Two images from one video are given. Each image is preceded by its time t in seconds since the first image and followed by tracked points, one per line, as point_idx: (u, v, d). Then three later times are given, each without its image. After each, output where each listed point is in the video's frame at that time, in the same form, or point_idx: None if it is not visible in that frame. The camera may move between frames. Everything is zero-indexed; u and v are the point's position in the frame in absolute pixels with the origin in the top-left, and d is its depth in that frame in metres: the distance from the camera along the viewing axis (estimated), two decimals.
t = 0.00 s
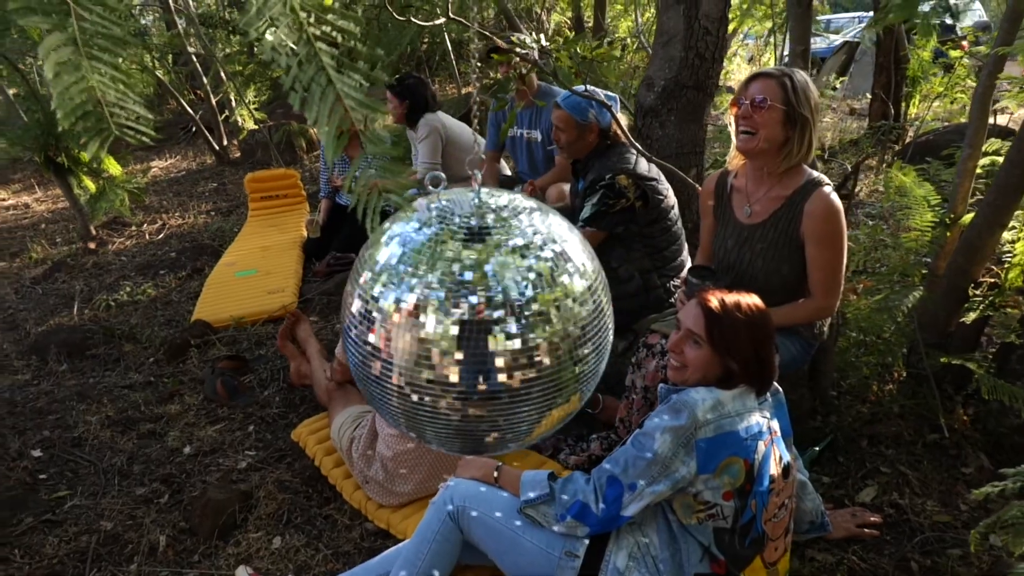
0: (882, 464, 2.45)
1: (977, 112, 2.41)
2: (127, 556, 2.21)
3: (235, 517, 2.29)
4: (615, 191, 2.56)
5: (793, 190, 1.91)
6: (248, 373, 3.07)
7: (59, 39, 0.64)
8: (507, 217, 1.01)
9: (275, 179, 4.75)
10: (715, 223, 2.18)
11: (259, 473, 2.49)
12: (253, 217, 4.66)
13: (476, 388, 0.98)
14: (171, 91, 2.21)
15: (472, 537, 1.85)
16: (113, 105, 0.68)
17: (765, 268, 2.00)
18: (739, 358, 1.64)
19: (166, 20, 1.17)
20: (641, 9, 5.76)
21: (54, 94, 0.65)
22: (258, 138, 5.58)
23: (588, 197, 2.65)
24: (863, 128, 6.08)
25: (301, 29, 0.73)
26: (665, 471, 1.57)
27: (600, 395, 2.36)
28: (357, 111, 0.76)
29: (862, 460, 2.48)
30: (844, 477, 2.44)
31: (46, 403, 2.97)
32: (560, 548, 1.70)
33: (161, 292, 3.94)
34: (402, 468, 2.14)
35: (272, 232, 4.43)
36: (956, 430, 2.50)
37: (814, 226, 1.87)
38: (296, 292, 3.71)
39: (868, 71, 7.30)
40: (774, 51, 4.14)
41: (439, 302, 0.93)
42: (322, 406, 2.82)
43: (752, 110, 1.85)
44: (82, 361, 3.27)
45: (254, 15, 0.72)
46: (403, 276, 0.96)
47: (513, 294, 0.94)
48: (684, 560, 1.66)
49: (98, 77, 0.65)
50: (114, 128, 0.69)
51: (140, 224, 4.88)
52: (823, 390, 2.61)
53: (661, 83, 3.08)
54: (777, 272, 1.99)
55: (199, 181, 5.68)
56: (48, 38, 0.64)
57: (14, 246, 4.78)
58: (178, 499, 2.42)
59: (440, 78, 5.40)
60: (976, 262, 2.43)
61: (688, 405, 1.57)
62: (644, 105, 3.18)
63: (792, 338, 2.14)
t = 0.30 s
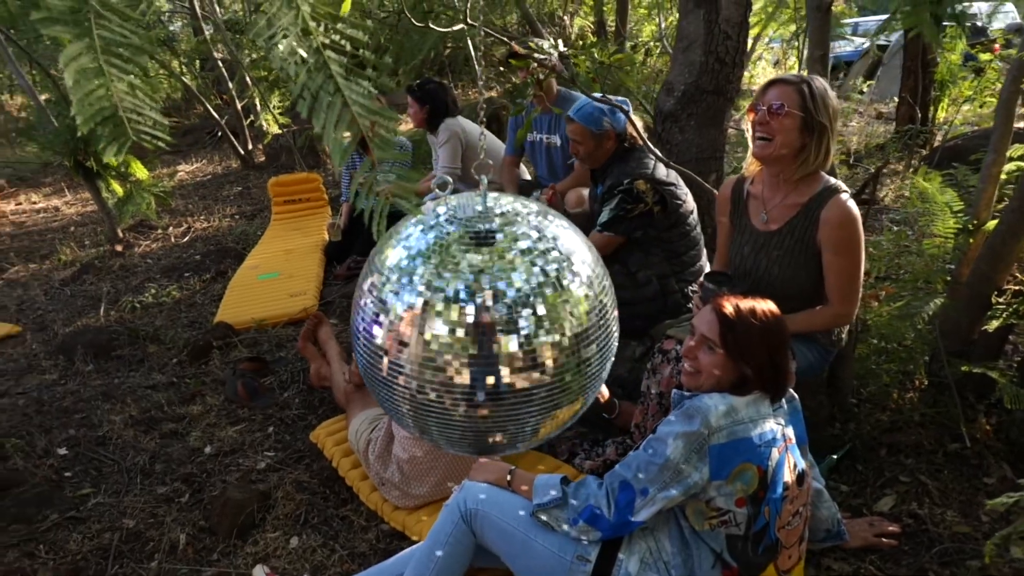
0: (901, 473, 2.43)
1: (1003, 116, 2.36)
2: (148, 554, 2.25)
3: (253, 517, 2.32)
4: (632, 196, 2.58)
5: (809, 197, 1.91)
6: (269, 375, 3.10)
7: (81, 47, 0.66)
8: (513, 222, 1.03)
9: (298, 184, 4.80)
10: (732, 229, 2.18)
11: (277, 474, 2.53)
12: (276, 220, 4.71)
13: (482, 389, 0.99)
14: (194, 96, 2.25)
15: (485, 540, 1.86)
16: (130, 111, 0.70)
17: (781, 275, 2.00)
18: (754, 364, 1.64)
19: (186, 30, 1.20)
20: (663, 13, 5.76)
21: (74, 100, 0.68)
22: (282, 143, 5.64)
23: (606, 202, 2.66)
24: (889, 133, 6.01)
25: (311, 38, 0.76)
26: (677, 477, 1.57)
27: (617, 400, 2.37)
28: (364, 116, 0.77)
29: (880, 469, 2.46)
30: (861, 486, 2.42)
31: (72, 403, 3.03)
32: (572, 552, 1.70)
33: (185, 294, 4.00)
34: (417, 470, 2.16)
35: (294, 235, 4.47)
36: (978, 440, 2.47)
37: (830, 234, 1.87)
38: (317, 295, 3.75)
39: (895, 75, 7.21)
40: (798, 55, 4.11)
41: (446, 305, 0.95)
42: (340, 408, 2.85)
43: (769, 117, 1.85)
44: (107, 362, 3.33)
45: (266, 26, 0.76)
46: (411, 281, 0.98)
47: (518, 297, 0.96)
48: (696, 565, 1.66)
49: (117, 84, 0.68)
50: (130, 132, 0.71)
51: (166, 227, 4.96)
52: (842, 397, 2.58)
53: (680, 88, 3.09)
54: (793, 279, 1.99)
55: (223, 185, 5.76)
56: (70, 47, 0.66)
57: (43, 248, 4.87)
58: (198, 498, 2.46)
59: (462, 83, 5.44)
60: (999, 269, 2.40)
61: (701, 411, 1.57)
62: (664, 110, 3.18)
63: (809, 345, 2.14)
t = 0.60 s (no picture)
0: (913, 481, 2.41)
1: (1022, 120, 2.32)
2: (161, 547, 2.28)
3: (265, 513, 2.35)
4: (644, 199, 2.59)
5: (821, 204, 1.91)
6: (284, 373, 3.14)
7: (96, 53, 0.69)
8: (513, 225, 1.04)
9: (317, 183, 4.83)
10: (744, 233, 2.18)
11: (290, 471, 2.56)
12: (294, 220, 4.76)
13: (483, 389, 1.00)
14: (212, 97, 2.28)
15: (491, 540, 1.87)
16: (141, 113, 0.72)
17: (792, 281, 2.01)
18: (762, 368, 1.64)
19: (203, 34, 1.23)
20: (685, 15, 5.74)
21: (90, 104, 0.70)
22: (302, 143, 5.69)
23: (618, 204, 2.69)
24: (913, 136, 5.94)
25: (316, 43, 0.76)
26: (684, 480, 1.57)
27: (627, 403, 2.37)
28: (367, 121, 0.77)
29: (892, 477, 2.44)
30: (873, 493, 2.40)
31: (91, 397, 3.08)
32: (577, 554, 1.71)
33: (204, 292, 4.06)
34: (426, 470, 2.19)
35: (312, 235, 4.51)
36: (992, 449, 2.45)
37: (841, 240, 1.86)
38: (334, 294, 3.79)
39: (920, 79, 7.13)
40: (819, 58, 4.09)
41: (448, 305, 0.97)
42: (353, 406, 2.88)
43: (781, 122, 1.85)
44: (127, 357, 3.38)
45: (269, 33, 0.76)
46: (414, 281, 1.00)
47: (518, 298, 0.98)
48: (701, 569, 1.66)
49: (130, 88, 0.70)
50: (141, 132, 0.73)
51: (187, 226, 5.02)
52: (855, 403, 2.57)
53: (697, 92, 3.09)
54: (804, 285, 1.99)
55: (244, 184, 5.82)
56: (86, 53, 0.69)
57: (67, 245, 4.95)
58: (212, 493, 2.49)
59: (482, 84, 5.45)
60: (1017, 275, 2.38)
61: (708, 414, 1.57)
62: (680, 113, 3.18)
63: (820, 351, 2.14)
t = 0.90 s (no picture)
0: (924, 498, 2.39)
1: None
2: (172, 545, 2.31)
3: (275, 513, 2.38)
4: (659, 208, 2.60)
5: (832, 218, 1.92)
6: (298, 375, 3.17)
7: (115, 63, 0.72)
8: (518, 234, 1.05)
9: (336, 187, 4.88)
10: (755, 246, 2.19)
11: (300, 473, 2.58)
12: (313, 223, 4.80)
13: (485, 395, 1.02)
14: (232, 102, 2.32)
15: (496, 546, 1.88)
16: (160, 119, 0.76)
17: (803, 295, 2.02)
18: (767, 380, 1.63)
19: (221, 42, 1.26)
20: (706, 25, 5.73)
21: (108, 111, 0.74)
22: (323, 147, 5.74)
23: (633, 213, 2.70)
24: (937, 149, 5.88)
25: (324, 57, 0.75)
26: (688, 491, 1.57)
27: (636, 412, 2.37)
28: (372, 132, 0.78)
29: (903, 493, 2.42)
30: (883, 509, 2.39)
31: (109, 395, 3.13)
32: (581, 561, 1.71)
33: (222, 293, 4.10)
34: (434, 474, 2.20)
35: (330, 238, 4.55)
36: (1006, 467, 2.43)
37: (851, 255, 1.88)
38: (349, 298, 3.82)
39: (945, 90, 7.05)
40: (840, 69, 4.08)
41: (451, 312, 0.98)
42: (365, 410, 2.90)
43: (793, 136, 1.86)
44: (144, 356, 3.43)
45: (280, 46, 0.76)
46: (419, 288, 1.02)
47: (520, 307, 0.99)
48: None
49: (150, 94, 0.75)
50: (159, 138, 0.78)
51: (207, 227, 5.08)
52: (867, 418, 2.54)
53: (713, 102, 3.09)
54: (815, 299, 2.01)
55: (265, 187, 5.88)
56: (106, 61, 0.72)
57: (90, 245, 5.03)
58: (223, 493, 2.52)
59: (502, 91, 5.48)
60: None
61: (715, 425, 1.57)
62: (696, 124, 3.18)
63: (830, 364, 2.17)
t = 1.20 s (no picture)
0: (935, 519, 2.37)
1: None
2: (182, 545, 2.34)
3: (284, 517, 2.40)
4: (673, 222, 2.61)
5: (843, 236, 1.96)
6: (311, 380, 3.20)
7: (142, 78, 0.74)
8: (525, 248, 1.07)
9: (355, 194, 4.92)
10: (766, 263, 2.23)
11: (310, 478, 2.60)
12: (330, 229, 4.84)
13: (488, 404, 1.03)
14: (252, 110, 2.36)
15: (500, 555, 1.89)
16: (181, 130, 0.80)
17: (813, 313, 2.06)
18: (775, 397, 1.63)
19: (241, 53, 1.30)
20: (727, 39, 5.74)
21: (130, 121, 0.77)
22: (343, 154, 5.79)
23: (647, 225, 2.70)
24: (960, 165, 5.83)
25: (337, 74, 0.76)
26: (693, 506, 1.58)
27: (647, 425, 2.36)
28: (383, 146, 0.79)
29: (914, 514, 2.40)
30: (893, 529, 2.37)
31: (125, 395, 3.17)
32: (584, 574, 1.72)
33: (239, 297, 4.15)
34: (443, 483, 2.21)
35: (347, 245, 4.59)
36: (1020, 490, 2.40)
37: (862, 274, 1.92)
38: (364, 304, 3.85)
39: (969, 107, 7.00)
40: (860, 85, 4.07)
41: (457, 322, 1.00)
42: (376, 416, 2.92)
43: (805, 154, 1.91)
44: (161, 358, 3.47)
45: (293, 63, 0.76)
46: (426, 298, 1.03)
47: (525, 319, 1.00)
48: None
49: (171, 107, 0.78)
50: (181, 151, 0.81)
51: (227, 232, 5.15)
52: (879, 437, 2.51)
53: (730, 117, 3.09)
54: (825, 317, 2.04)
55: (284, 193, 5.94)
56: (132, 76, 0.73)
57: (112, 247, 5.11)
58: (234, 495, 2.55)
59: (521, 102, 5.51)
60: None
61: (722, 441, 1.57)
62: (713, 138, 3.18)
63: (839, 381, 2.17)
